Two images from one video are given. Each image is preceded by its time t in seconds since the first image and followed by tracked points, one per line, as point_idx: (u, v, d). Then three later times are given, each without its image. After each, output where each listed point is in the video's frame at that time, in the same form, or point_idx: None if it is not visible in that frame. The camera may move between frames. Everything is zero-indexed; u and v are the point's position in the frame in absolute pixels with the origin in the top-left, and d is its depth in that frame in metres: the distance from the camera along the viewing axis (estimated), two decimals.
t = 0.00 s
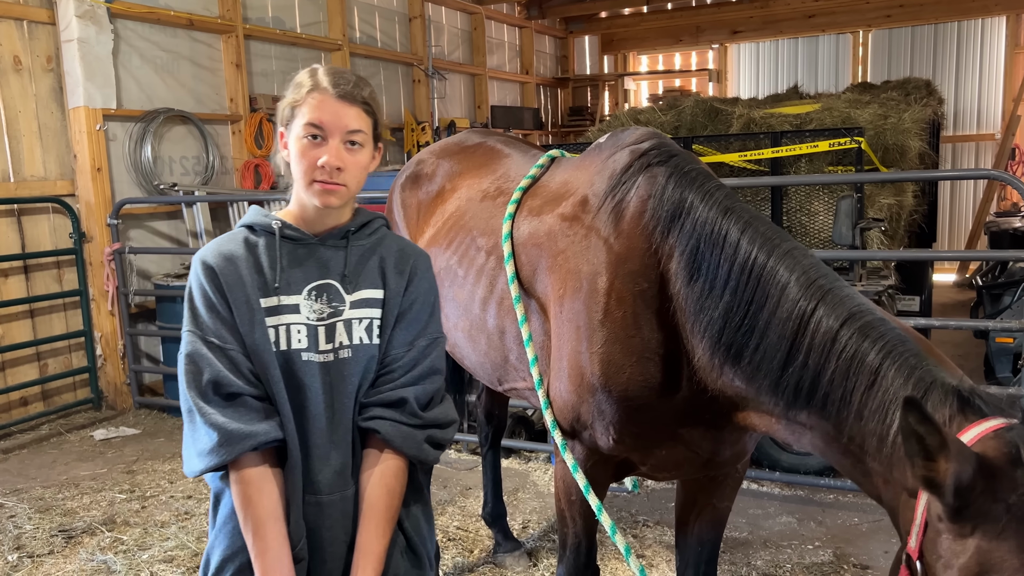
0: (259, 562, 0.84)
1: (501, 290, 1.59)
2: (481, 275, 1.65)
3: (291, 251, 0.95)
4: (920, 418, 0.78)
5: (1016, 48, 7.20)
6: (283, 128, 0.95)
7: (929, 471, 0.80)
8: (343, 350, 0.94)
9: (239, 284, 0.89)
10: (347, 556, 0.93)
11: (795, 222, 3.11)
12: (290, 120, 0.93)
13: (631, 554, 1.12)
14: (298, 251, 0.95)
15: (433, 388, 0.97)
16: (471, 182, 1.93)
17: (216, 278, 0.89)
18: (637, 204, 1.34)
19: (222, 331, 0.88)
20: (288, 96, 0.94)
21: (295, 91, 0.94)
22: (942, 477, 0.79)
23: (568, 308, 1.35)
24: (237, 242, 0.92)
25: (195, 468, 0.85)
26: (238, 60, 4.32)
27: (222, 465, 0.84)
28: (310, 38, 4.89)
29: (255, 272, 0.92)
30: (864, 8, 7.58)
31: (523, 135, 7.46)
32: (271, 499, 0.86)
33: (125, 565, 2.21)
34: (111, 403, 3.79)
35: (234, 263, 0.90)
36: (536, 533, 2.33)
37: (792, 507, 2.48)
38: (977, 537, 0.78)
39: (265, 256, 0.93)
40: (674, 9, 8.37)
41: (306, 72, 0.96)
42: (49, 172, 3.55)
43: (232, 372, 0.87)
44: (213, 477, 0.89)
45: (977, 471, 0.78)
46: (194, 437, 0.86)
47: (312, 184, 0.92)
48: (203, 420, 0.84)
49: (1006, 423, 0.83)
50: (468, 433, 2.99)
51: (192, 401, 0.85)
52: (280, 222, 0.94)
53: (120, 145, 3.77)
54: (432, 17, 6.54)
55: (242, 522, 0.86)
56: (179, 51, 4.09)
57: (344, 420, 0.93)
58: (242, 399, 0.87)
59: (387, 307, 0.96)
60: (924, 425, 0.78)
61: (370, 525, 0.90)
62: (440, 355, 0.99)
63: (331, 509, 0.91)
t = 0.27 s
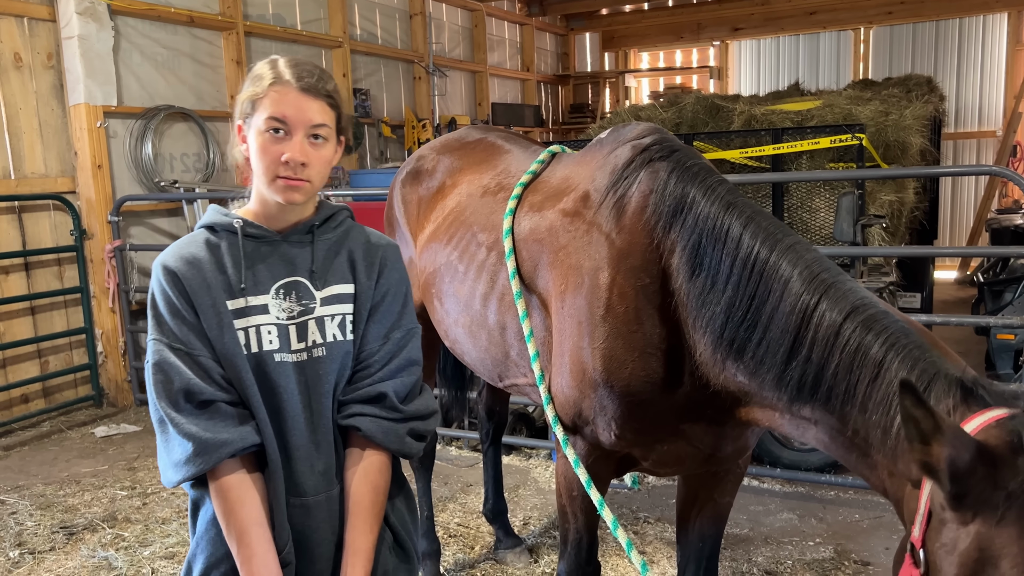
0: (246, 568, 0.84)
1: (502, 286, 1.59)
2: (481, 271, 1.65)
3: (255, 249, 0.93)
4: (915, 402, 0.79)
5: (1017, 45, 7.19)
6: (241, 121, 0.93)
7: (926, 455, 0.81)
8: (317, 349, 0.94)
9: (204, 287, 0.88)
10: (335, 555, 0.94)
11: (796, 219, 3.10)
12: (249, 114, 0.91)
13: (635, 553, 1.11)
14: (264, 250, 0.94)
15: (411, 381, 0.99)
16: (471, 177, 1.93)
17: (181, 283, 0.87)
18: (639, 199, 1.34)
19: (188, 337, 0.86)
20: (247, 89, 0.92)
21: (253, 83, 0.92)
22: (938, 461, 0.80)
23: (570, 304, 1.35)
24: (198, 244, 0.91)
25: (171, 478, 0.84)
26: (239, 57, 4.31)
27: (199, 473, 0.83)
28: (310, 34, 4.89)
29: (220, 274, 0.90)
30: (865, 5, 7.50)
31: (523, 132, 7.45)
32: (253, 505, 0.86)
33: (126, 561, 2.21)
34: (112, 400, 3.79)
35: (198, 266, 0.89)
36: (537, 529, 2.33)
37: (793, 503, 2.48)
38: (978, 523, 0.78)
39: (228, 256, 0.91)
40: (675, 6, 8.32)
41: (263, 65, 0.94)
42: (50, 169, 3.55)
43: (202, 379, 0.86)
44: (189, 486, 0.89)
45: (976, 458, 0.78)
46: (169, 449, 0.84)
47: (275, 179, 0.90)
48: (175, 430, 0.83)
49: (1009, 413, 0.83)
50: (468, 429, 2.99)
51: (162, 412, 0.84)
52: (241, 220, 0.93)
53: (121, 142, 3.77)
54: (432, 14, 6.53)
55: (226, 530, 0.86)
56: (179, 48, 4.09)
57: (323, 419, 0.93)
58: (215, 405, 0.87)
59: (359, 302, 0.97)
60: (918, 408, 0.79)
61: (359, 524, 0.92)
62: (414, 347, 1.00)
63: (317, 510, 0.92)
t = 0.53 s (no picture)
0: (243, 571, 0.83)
1: (503, 283, 1.59)
2: (482, 268, 1.65)
3: (232, 249, 0.93)
4: (916, 394, 0.78)
5: (1018, 42, 7.19)
6: (214, 120, 0.91)
7: (927, 446, 0.80)
8: (302, 347, 0.94)
9: (185, 289, 0.87)
10: (330, 555, 0.94)
11: (797, 216, 3.10)
12: (223, 113, 0.90)
13: (640, 548, 1.11)
14: (242, 249, 0.93)
15: (399, 375, 1.00)
16: (471, 174, 1.93)
17: (159, 286, 0.86)
18: (641, 195, 1.33)
19: (170, 343, 0.85)
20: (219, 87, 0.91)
21: (226, 80, 0.91)
22: (939, 453, 0.79)
23: (571, 301, 1.35)
24: (173, 247, 0.89)
25: (160, 485, 0.83)
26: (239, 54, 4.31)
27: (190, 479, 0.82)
28: (310, 32, 4.88)
29: (199, 277, 0.89)
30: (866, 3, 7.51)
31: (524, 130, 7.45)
32: (247, 509, 0.86)
33: (127, 559, 2.21)
34: (113, 398, 3.79)
35: (176, 270, 0.87)
36: (538, 527, 2.33)
37: (794, 501, 2.48)
38: (981, 513, 0.78)
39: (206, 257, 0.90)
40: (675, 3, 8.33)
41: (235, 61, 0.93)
42: (50, 167, 3.55)
43: (187, 384, 0.85)
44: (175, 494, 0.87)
45: (978, 447, 0.78)
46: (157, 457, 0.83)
47: (252, 178, 0.89)
48: (161, 435, 0.82)
49: (1014, 403, 0.82)
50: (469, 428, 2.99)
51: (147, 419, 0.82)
52: (217, 220, 0.92)
53: (121, 139, 3.76)
54: (432, 11, 6.52)
55: (220, 537, 0.85)
56: (179, 46, 4.09)
57: (314, 418, 0.93)
58: (201, 409, 0.85)
59: (342, 299, 0.97)
60: (920, 401, 0.78)
61: (355, 521, 0.93)
62: (398, 342, 1.01)
63: (313, 509, 0.92)
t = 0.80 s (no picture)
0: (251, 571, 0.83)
1: (502, 282, 1.59)
2: (482, 266, 1.65)
3: (226, 247, 0.92)
4: (912, 402, 0.78)
5: (1018, 41, 7.20)
6: (210, 120, 0.88)
7: (923, 453, 0.80)
8: (300, 346, 0.94)
9: (181, 289, 0.86)
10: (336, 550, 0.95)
11: (797, 215, 3.10)
12: (226, 114, 0.87)
13: (637, 548, 1.11)
14: (236, 247, 0.92)
15: (397, 371, 1.00)
16: (472, 172, 1.93)
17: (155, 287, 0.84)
18: (641, 194, 1.33)
19: (167, 344, 0.84)
20: (217, 87, 0.88)
21: (226, 81, 0.88)
22: (935, 460, 0.79)
23: (571, 300, 1.35)
24: (166, 245, 0.88)
25: (161, 488, 0.82)
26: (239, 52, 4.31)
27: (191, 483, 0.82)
28: (310, 30, 4.88)
29: (195, 277, 0.88)
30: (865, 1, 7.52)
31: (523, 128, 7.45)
32: (252, 507, 0.86)
33: (126, 558, 2.21)
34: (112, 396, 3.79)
35: (171, 269, 0.86)
36: (537, 525, 2.33)
37: (793, 499, 2.48)
38: (977, 519, 0.78)
39: (200, 256, 0.89)
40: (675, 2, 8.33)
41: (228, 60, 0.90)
42: (49, 165, 3.54)
43: (187, 386, 0.84)
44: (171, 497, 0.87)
45: (974, 454, 0.77)
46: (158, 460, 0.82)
47: (265, 182, 0.88)
48: (163, 438, 0.81)
49: (1010, 409, 0.82)
50: (468, 426, 2.99)
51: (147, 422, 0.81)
52: (209, 218, 0.91)
53: (120, 138, 3.76)
54: (432, 10, 6.51)
55: (226, 538, 0.85)
56: (179, 44, 4.08)
57: (314, 417, 0.93)
58: (201, 411, 0.85)
59: (338, 296, 0.98)
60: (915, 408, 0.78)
61: (363, 518, 0.94)
62: (393, 340, 1.02)
63: (319, 506, 0.93)
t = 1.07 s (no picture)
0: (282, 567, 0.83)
1: (503, 279, 1.59)
2: (482, 264, 1.65)
3: (230, 243, 0.90)
4: (920, 396, 0.78)
5: (1016, 40, 7.21)
6: (257, 120, 0.87)
7: (929, 448, 0.79)
8: (310, 340, 0.94)
9: (191, 286, 0.84)
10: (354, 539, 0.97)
11: (796, 214, 3.11)
12: (275, 112, 0.88)
13: (642, 544, 1.10)
14: (239, 242, 0.91)
15: (394, 360, 1.04)
16: (472, 170, 1.93)
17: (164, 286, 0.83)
18: (643, 191, 1.33)
19: (183, 345, 0.82)
20: (256, 85, 0.88)
21: (265, 79, 0.88)
22: (941, 454, 0.79)
23: (572, 297, 1.35)
24: (168, 242, 0.85)
25: (180, 493, 0.81)
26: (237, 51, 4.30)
27: (213, 486, 0.81)
28: (309, 29, 4.87)
29: (204, 274, 0.87)
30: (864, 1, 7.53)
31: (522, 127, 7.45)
32: (274, 503, 0.85)
33: (126, 555, 2.21)
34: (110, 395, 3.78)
35: (181, 267, 0.84)
36: (537, 524, 2.33)
37: (792, 498, 2.48)
38: (982, 514, 0.78)
39: (207, 253, 0.88)
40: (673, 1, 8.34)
41: (245, 54, 0.89)
42: (47, 163, 3.54)
43: (205, 388, 0.83)
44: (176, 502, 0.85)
45: (980, 449, 0.77)
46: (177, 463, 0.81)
47: (315, 174, 0.93)
48: (183, 441, 0.80)
49: (1017, 404, 0.82)
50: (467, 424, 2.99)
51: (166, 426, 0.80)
52: (209, 214, 0.89)
53: (118, 136, 3.75)
54: (430, 8, 6.51)
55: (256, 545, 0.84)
56: (177, 42, 4.08)
57: (326, 409, 0.94)
58: (219, 411, 0.84)
59: (338, 290, 0.98)
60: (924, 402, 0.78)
61: (378, 505, 0.97)
62: (387, 334, 1.04)
63: (337, 497, 0.94)
